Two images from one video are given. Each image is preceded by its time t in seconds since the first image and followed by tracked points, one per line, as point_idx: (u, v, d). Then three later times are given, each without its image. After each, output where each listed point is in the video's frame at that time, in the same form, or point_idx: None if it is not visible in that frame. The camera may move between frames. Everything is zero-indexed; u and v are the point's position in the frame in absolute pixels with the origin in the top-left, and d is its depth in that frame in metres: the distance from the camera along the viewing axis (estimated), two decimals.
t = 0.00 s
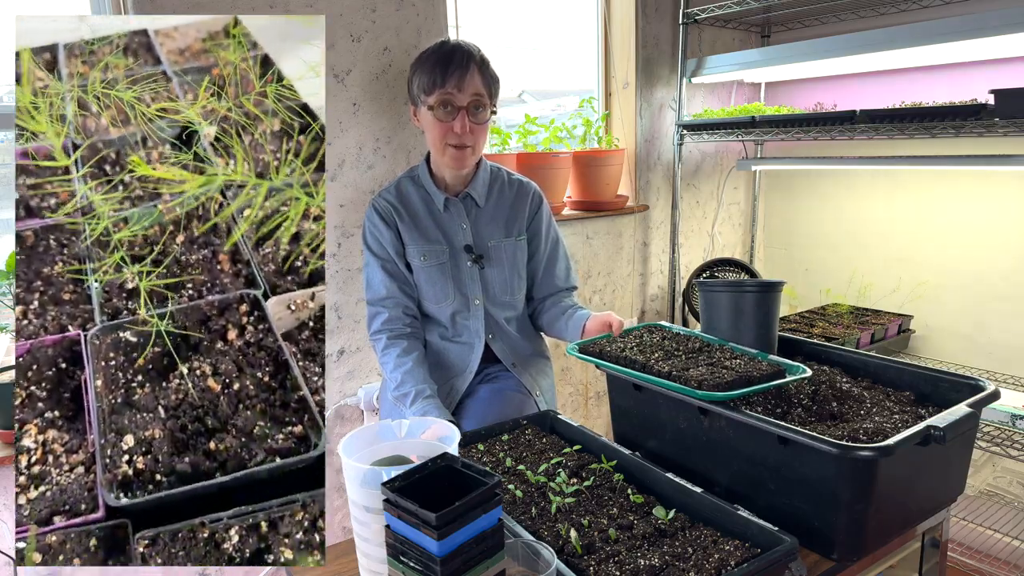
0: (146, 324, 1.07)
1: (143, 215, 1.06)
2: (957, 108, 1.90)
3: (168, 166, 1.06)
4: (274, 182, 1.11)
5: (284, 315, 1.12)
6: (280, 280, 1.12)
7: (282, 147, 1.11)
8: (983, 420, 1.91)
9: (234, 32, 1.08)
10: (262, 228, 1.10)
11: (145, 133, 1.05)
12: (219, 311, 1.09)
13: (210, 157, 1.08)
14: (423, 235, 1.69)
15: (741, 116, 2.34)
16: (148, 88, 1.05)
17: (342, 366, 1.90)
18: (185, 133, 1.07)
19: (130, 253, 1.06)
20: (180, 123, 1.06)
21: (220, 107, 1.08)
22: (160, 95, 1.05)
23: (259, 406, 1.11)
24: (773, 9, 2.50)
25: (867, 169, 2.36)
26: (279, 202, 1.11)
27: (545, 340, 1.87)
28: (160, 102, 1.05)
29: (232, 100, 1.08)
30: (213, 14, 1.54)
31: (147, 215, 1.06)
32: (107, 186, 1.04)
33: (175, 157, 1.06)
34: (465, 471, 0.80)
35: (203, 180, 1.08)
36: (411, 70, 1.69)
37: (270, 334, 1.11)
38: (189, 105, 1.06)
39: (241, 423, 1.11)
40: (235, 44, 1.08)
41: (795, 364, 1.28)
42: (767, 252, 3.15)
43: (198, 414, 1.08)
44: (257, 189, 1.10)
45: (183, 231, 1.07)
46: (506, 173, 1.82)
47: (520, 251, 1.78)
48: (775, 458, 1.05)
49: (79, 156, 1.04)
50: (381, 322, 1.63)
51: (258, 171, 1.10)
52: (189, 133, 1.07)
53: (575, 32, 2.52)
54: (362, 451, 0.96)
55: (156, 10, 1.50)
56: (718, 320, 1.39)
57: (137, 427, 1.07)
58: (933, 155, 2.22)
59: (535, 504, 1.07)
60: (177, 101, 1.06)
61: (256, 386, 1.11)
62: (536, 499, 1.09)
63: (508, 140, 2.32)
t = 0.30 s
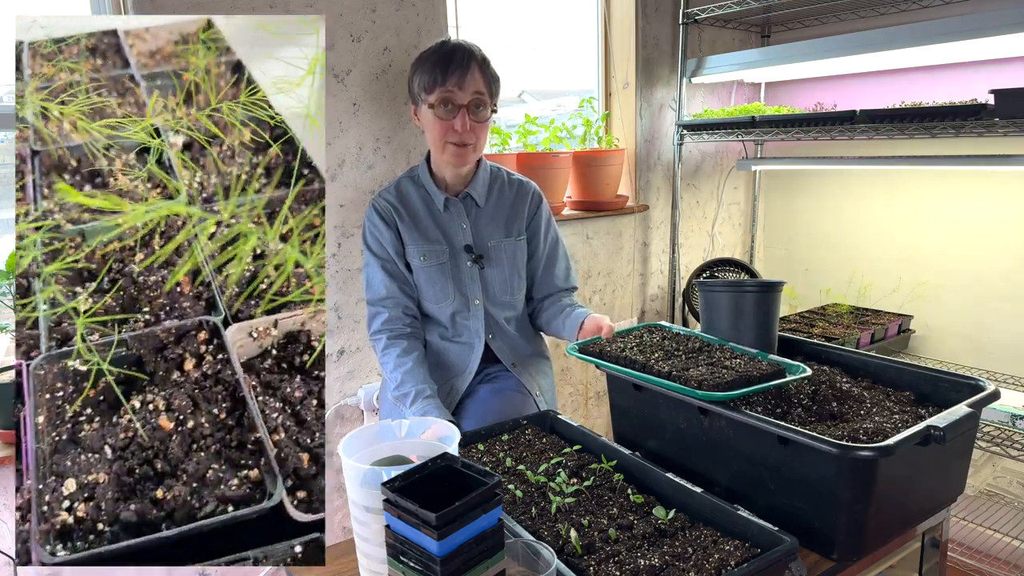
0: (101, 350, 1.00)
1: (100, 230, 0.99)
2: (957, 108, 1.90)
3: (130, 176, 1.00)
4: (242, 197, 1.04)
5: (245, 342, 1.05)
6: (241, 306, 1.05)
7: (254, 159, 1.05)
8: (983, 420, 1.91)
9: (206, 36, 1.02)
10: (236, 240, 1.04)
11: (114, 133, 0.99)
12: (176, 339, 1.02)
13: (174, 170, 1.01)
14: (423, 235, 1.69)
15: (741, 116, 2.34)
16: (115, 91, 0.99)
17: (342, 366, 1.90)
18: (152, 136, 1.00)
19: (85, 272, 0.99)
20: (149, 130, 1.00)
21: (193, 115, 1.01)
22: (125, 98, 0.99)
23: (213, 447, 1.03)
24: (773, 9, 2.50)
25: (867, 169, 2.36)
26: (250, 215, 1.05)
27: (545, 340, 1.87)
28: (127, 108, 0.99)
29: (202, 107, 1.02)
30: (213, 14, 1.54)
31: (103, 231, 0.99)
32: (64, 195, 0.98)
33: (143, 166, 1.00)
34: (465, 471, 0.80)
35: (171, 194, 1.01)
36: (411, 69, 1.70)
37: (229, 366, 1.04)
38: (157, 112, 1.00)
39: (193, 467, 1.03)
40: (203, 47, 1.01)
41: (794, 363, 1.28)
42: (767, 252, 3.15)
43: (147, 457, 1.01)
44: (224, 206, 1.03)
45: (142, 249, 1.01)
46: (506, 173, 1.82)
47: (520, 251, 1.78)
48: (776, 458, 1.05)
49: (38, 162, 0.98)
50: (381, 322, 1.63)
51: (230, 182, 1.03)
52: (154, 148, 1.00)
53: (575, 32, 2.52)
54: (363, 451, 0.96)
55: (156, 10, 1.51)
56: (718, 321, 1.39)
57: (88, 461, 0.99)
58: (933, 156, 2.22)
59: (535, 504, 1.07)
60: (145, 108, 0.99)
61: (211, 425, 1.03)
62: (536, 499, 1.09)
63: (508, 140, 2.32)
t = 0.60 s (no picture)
0: (65, 368, 0.99)
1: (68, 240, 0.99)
2: (958, 108, 1.90)
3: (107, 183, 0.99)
4: (217, 213, 1.04)
5: (218, 367, 1.06)
6: (215, 328, 1.05)
7: (237, 173, 1.05)
8: (983, 420, 1.91)
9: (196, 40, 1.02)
10: (216, 255, 1.05)
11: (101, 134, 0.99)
12: (146, 363, 1.02)
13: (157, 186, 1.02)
14: (423, 235, 1.69)
15: (741, 116, 2.34)
16: (102, 93, 0.99)
17: (342, 366, 1.90)
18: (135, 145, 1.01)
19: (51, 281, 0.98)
20: (131, 135, 1.00)
21: (175, 122, 1.02)
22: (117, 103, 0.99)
23: (175, 484, 1.03)
24: (773, 9, 2.50)
25: (867, 168, 2.36)
26: (227, 231, 1.05)
27: (545, 340, 1.87)
28: (113, 112, 0.99)
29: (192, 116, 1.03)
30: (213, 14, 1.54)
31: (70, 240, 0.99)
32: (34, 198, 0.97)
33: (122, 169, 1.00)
34: (465, 471, 0.80)
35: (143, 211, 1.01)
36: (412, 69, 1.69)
37: (198, 395, 1.05)
38: (143, 118, 1.01)
39: (152, 504, 1.02)
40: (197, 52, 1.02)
41: (795, 363, 1.28)
42: (767, 252, 3.15)
43: (103, 490, 1.00)
44: (205, 220, 1.04)
45: (113, 263, 1.00)
46: (506, 173, 1.83)
47: (519, 251, 1.78)
48: (775, 458, 1.05)
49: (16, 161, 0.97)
50: (381, 321, 1.63)
51: (210, 196, 1.04)
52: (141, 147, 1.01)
53: (575, 32, 2.52)
54: (362, 451, 0.96)
55: (155, 10, 1.51)
56: (718, 320, 1.39)
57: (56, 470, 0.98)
58: (933, 156, 2.22)
59: (535, 504, 1.07)
60: (130, 111, 1.00)
61: (175, 459, 1.03)
62: (536, 499, 1.09)
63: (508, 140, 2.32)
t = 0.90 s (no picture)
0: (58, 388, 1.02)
1: (68, 253, 1.02)
2: (958, 108, 1.90)
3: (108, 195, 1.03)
4: (224, 232, 1.08)
5: (210, 401, 1.09)
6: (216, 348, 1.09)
7: (245, 191, 1.09)
8: (983, 420, 1.91)
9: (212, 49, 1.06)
10: (217, 276, 1.08)
11: (97, 154, 1.03)
12: (142, 387, 1.06)
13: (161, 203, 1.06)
14: (423, 235, 1.69)
15: (741, 116, 2.34)
16: (110, 96, 1.02)
17: (342, 366, 1.90)
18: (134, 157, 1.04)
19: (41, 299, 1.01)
20: (132, 155, 1.04)
21: (188, 132, 1.06)
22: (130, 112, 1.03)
23: (155, 527, 1.06)
24: (774, 9, 2.50)
25: (867, 168, 2.36)
26: (233, 254, 1.09)
27: (545, 340, 1.87)
28: (120, 117, 1.03)
29: (204, 121, 1.06)
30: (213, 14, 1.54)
31: (70, 253, 1.02)
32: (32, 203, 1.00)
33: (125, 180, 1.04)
34: (465, 471, 0.80)
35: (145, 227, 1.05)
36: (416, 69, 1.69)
37: (186, 432, 1.07)
38: (152, 125, 1.04)
39: (130, 548, 1.05)
40: (213, 62, 1.06)
41: (794, 363, 1.28)
42: (767, 252, 3.15)
43: (78, 529, 1.03)
44: (205, 238, 1.08)
45: (108, 285, 1.04)
46: (506, 174, 1.83)
47: (520, 252, 1.78)
48: (776, 458, 1.05)
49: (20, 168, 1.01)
50: (381, 321, 1.63)
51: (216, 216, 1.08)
52: (143, 162, 1.05)
53: (575, 32, 2.52)
54: (363, 451, 0.96)
55: (155, 10, 1.50)
56: (718, 320, 1.39)
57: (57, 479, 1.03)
58: (934, 156, 2.22)
59: (535, 504, 1.07)
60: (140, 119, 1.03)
61: (157, 500, 1.06)
62: (536, 499, 1.09)
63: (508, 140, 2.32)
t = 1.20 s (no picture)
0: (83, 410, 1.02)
1: (85, 283, 1.01)
2: (957, 108, 1.90)
3: (128, 222, 1.01)
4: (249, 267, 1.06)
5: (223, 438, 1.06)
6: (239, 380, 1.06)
7: (271, 224, 1.06)
8: (983, 420, 1.91)
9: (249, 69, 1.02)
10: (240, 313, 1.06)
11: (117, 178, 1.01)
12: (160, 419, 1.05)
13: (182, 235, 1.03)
14: (424, 234, 1.69)
15: (741, 116, 2.34)
16: (138, 111, 1.00)
17: (342, 366, 1.90)
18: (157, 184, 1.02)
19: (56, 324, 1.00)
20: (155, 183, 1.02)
21: (215, 154, 1.03)
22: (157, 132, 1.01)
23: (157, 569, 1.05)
24: (773, 9, 2.50)
25: (867, 169, 2.36)
26: (256, 292, 1.06)
27: (545, 340, 1.87)
28: (147, 135, 1.01)
29: (231, 146, 1.03)
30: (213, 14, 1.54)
31: (89, 282, 1.01)
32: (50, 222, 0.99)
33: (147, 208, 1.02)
34: (465, 471, 0.80)
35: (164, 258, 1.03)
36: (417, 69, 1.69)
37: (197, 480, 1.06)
38: (178, 148, 1.02)
39: None
40: (246, 85, 1.03)
41: (794, 363, 1.28)
42: (767, 252, 3.15)
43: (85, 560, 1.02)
44: (229, 273, 1.05)
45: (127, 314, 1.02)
46: (507, 174, 1.83)
47: (520, 252, 1.78)
48: (775, 458, 1.05)
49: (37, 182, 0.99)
50: (382, 321, 1.63)
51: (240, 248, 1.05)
52: (168, 192, 1.02)
53: (575, 32, 2.52)
54: (363, 451, 0.96)
55: (156, 10, 1.50)
56: (719, 321, 1.39)
57: (70, 502, 1.02)
58: (934, 156, 2.22)
59: (535, 504, 1.07)
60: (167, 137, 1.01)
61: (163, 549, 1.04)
62: (536, 499, 1.09)
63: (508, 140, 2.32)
